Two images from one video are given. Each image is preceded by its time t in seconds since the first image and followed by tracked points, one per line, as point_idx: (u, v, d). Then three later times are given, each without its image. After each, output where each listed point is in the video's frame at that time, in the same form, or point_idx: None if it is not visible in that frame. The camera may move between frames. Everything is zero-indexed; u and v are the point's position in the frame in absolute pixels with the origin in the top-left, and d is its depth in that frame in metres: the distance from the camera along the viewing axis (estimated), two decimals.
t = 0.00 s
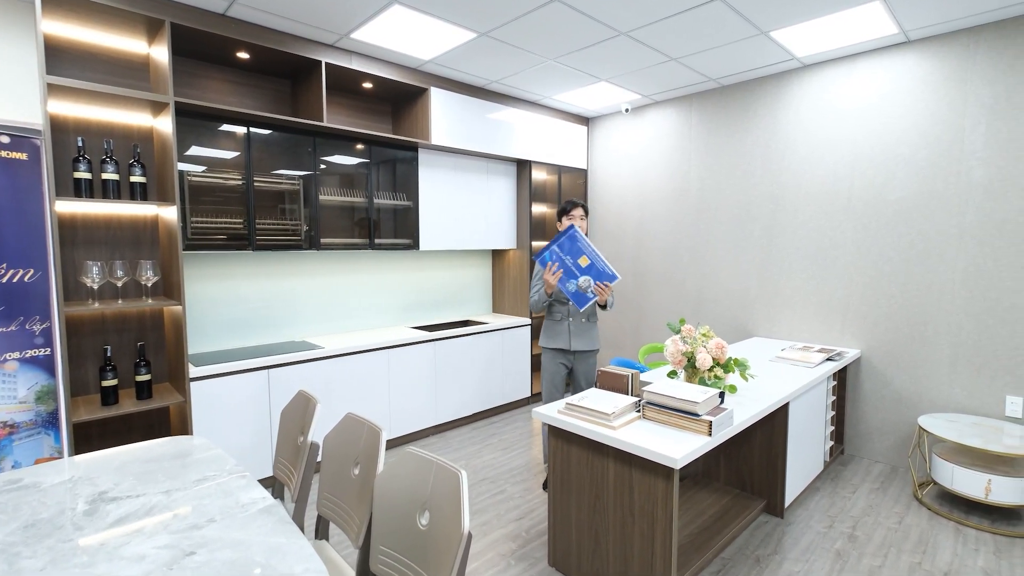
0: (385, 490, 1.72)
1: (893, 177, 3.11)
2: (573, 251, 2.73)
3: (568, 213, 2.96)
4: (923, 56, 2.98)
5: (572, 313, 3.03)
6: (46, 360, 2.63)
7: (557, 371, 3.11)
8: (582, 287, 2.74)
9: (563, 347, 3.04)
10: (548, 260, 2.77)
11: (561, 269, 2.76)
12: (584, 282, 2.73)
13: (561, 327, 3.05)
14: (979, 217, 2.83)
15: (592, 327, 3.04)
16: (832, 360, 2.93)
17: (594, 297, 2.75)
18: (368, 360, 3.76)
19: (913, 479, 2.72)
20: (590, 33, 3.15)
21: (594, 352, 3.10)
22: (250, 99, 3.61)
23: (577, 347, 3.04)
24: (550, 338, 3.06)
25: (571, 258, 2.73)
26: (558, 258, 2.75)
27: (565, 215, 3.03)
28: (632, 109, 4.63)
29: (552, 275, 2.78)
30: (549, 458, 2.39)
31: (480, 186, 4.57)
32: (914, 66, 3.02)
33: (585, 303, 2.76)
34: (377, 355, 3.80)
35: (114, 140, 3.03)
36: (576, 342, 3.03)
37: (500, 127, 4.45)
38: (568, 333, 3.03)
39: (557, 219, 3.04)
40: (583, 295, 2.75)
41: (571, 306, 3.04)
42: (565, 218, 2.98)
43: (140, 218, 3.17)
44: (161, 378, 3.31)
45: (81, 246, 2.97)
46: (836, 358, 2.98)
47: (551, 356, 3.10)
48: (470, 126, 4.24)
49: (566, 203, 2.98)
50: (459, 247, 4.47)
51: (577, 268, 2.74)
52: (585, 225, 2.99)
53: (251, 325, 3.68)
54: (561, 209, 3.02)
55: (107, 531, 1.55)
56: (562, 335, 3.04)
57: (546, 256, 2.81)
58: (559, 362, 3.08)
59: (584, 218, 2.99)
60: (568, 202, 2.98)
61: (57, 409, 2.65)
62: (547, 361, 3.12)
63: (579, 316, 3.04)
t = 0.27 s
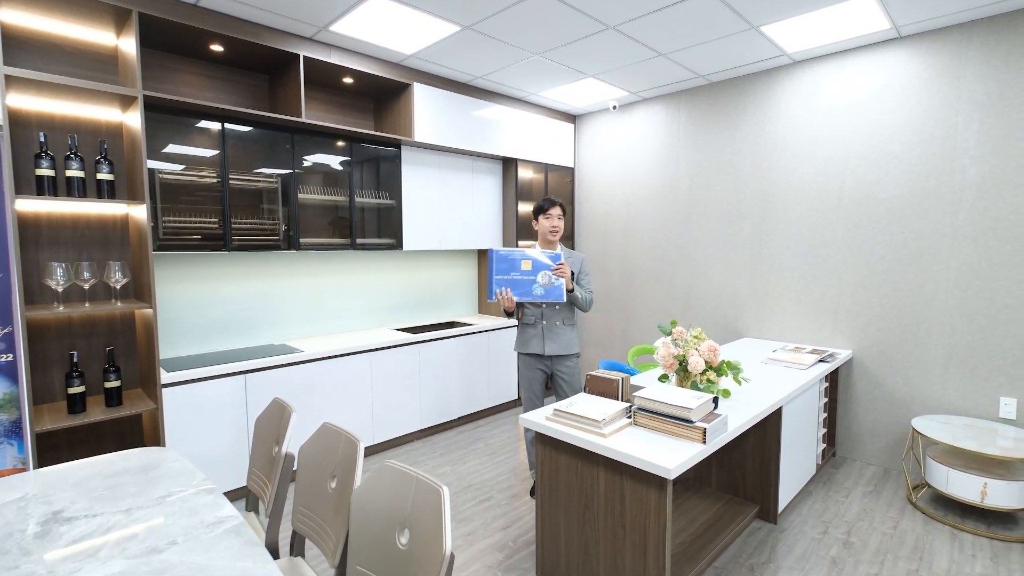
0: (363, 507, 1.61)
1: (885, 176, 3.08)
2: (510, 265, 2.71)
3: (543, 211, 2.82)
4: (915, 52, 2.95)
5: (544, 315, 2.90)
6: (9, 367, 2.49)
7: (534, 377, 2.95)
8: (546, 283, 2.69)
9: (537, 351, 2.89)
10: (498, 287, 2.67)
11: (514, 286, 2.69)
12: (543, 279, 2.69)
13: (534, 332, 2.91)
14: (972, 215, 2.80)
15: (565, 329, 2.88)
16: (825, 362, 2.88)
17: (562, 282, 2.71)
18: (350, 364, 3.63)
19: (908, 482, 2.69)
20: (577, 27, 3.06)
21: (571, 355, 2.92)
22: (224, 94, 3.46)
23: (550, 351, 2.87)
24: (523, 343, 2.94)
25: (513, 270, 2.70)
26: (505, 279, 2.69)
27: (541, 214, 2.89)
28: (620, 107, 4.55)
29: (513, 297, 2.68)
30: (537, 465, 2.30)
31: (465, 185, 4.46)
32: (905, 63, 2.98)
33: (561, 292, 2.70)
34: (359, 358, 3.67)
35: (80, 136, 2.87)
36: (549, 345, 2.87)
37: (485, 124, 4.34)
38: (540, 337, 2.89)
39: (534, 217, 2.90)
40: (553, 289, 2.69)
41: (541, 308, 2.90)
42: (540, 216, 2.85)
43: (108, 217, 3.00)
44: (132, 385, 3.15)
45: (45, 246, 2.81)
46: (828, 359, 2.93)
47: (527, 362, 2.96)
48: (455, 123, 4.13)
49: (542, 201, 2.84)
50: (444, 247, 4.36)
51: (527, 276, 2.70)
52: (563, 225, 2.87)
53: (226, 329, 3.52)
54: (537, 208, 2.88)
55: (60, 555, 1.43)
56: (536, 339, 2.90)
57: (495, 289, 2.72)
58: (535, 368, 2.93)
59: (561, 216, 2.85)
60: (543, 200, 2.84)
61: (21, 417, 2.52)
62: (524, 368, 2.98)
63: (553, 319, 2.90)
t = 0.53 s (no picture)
0: (345, 521, 1.51)
1: (886, 172, 3.01)
2: (484, 290, 2.63)
3: (529, 209, 2.73)
4: (916, 46, 2.89)
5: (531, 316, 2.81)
6: None
7: (525, 382, 2.85)
8: (523, 305, 2.67)
9: (524, 354, 2.79)
10: (477, 315, 2.59)
11: (492, 312, 2.63)
12: (520, 300, 2.66)
13: (522, 335, 2.81)
14: (977, 212, 2.73)
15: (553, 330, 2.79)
16: (826, 364, 2.80)
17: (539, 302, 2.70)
18: (339, 367, 3.53)
19: (913, 488, 2.63)
20: (571, 20, 2.97)
21: (561, 357, 2.82)
22: (206, 89, 3.35)
23: (539, 354, 2.77)
24: (511, 347, 2.84)
25: (490, 295, 2.62)
26: (483, 306, 2.60)
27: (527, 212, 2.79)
28: (614, 103, 4.48)
29: (492, 323, 2.62)
30: (530, 473, 2.21)
31: (457, 183, 4.37)
32: (906, 56, 2.92)
33: (539, 312, 2.69)
34: (348, 361, 3.57)
35: (56, 132, 2.75)
36: (538, 348, 2.76)
37: (476, 121, 4.25)
38: (528, 340, 2.79)
39: (520, 214, 2.80)
40: (531, 310, 2.67)
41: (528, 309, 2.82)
42: (526, 214, 2.75)
43: (90, 215, 2.89)
44: (114, 389, 3.03)
45: (22, 246, 2.69)
46: (829, 361, 2.85)
47: (517, 366, 2.86)
48: (446, 120, 4.04)
49: (527, 199, 2.74)
50: (435, 247, 4.27)
51: (505, 300, 2.65)
52: (550, 223, 2.76)
53: (208, 331, 3.41)
54: (523, 205, 2.78)
55: None
56: (523, 341, 2.80)
57: (471, 317, 2.61)
58: (524, 371, 2.84)
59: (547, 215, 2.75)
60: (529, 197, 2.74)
61: None
62: (514, 373, 2.88)
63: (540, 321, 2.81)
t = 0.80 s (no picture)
0: (334, 533, 1.43)
1: (895, 169, 2.94)
2: (479, 289, 2.60)
3: (523, 208, 2.66)
4: (925, 39, 2.81)
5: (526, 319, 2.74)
6: None
7: (521, 386, 2.79)
8: (519, 305, 2.61)
9: (519, 358, 2.72)
10: (470, 315, 2.59)
11: (487, 312, 2.59)
12: (516, 300, 2.59)
13: (517, 338, 2.75)
14: (989, 210, 2.66)
15: (549, 333, 2.70)
16: (833, 366, 2.73)
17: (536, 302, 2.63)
18: (334, 370, 3.45)
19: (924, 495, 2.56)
20: (571, 14, 2.90)
21: (557, 361, 2.73)
22: (197, 85, 3.27)
23: (534, 358, 2.70)
24: (507, 350, 2.79)
25: (484, 294, 2.59)
26: (476, 305, 2.58)
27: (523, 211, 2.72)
28: (613, 101, 4.41)
29: (486, 322, 2.60)
30: (527, 480, 2.13)
31: (454, 182, 4.30)
32: (915, 50, 2.85)
33: (536, 313, 2.62)
34: (343, 364, 3.50)
35: (44, 129, 2.67)
36: (532, 352, 2.69)
37: (474, 119, 4.18)
38: (523, 343, 2.72)
39: (517, 213, 2.74)
40: (527, 310, 2.61)
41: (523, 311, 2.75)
42: (521, 213, 2.69)
43: (80, 214, 2.81)
44: (105, 391, 2.96)
45: (10, 245, 2.61)
46: (835, 364, 2.77)
47: (513, 369, 2.80)
48: (443, 117, 3.97)
49: (522, 197, 2.67)
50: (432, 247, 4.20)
51: (500, 299, 2.60)
52: (546, 222, 2.68)
53: (199, 333, 3.34)
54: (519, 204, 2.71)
55: None
56: (518, 344, 2.74)
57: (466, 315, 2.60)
58: (520, 375, 2.77)
59: (543, 214, 2.67)
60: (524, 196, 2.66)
61: None
62: (511, 377, 2.82)
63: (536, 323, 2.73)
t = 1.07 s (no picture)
0: (323, 549, 1.36)
1: (904, 168, 2.87)
2: (483, 286, 2.55)
3: (530, 207, 2.59)
4: (935, 36, 2.75)
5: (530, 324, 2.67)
6: None
7: (524, 393, 2.72)
8: (523, 307, 2.47)
9: (522, 364, 2.66)
10: (471, 312, 2.57)
11: (488, 310, 2.53)
12: (520, 302, 2.47)
13: (520, 344, 2.69)
14: (1002, 211, 2.59)
15: (553, 341, 2.63)
16: (840, 371, 2.66)
17: (542, 306, 2.47)
18: (330, 373, 3.38)
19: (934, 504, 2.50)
20: (572, 9, 2.83)
21: (561, 370, 2.64)
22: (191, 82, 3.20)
23: (537, 365, 2.62)
24: (510, 356, 2.73)
25: (487, 292, 2.54)
26: (478, 301, 2.55)
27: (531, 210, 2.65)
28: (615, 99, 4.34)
29: (485, 321, 2.54)
30: (526, 489, 2.06)
31: (453, 182, 4.24)
32: (925, 47, 2.78)
33: (539, 318, 2.46)
34: (340, 366, 3.43)
35: (32, 127, 2.59)
36: (535, 358, 2.62)
37: (473, 117, 4.11)
38: (526, 349, 2.66)
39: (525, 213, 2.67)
40: (530, 314, 2.46)
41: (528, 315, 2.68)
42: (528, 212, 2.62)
43: (70, 214, 2.74)
44: (96, 395, 2.88)
45: None
46: (843, 369, 2.70)
47: (516, 376, 2.73)
48: (442, 116, 3.90)
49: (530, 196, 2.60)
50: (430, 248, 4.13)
51: (502, 299, 2.51)
52: (554, 222, 2.60)
53: (192, 335, 3.27)
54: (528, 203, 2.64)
55: None
56: (521, 350, 2.67)
57: (469, 311, 2.59)
58: (523, 382, 2.70)
59: (551, 214, 2.59)
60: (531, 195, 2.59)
61: None
62: (514, 384, 2.75)
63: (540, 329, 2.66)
